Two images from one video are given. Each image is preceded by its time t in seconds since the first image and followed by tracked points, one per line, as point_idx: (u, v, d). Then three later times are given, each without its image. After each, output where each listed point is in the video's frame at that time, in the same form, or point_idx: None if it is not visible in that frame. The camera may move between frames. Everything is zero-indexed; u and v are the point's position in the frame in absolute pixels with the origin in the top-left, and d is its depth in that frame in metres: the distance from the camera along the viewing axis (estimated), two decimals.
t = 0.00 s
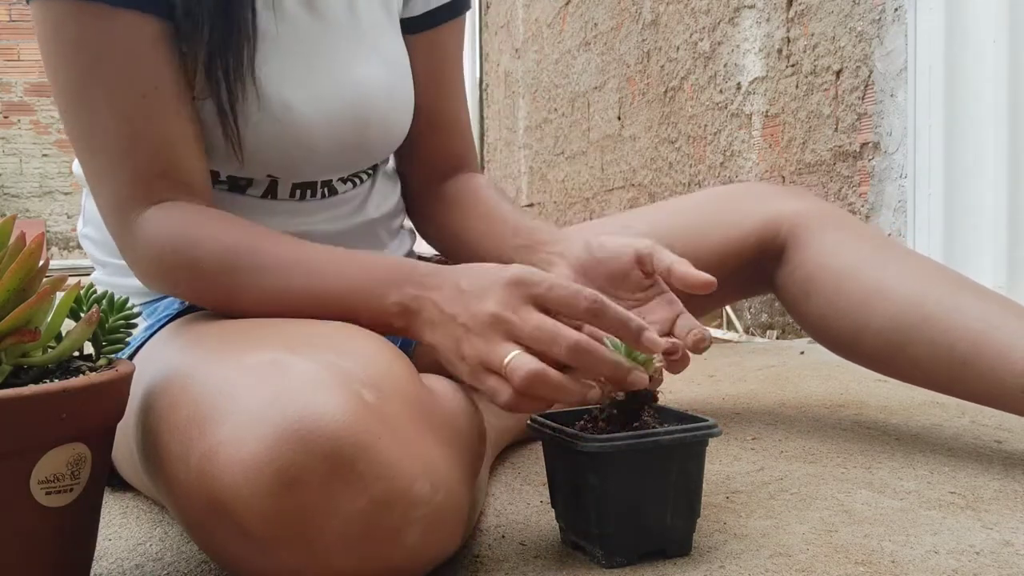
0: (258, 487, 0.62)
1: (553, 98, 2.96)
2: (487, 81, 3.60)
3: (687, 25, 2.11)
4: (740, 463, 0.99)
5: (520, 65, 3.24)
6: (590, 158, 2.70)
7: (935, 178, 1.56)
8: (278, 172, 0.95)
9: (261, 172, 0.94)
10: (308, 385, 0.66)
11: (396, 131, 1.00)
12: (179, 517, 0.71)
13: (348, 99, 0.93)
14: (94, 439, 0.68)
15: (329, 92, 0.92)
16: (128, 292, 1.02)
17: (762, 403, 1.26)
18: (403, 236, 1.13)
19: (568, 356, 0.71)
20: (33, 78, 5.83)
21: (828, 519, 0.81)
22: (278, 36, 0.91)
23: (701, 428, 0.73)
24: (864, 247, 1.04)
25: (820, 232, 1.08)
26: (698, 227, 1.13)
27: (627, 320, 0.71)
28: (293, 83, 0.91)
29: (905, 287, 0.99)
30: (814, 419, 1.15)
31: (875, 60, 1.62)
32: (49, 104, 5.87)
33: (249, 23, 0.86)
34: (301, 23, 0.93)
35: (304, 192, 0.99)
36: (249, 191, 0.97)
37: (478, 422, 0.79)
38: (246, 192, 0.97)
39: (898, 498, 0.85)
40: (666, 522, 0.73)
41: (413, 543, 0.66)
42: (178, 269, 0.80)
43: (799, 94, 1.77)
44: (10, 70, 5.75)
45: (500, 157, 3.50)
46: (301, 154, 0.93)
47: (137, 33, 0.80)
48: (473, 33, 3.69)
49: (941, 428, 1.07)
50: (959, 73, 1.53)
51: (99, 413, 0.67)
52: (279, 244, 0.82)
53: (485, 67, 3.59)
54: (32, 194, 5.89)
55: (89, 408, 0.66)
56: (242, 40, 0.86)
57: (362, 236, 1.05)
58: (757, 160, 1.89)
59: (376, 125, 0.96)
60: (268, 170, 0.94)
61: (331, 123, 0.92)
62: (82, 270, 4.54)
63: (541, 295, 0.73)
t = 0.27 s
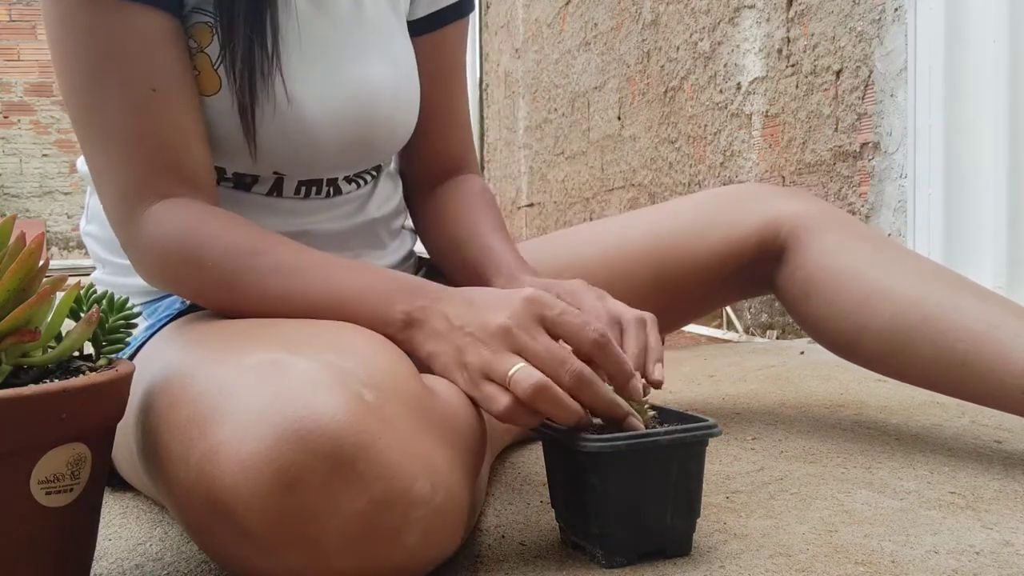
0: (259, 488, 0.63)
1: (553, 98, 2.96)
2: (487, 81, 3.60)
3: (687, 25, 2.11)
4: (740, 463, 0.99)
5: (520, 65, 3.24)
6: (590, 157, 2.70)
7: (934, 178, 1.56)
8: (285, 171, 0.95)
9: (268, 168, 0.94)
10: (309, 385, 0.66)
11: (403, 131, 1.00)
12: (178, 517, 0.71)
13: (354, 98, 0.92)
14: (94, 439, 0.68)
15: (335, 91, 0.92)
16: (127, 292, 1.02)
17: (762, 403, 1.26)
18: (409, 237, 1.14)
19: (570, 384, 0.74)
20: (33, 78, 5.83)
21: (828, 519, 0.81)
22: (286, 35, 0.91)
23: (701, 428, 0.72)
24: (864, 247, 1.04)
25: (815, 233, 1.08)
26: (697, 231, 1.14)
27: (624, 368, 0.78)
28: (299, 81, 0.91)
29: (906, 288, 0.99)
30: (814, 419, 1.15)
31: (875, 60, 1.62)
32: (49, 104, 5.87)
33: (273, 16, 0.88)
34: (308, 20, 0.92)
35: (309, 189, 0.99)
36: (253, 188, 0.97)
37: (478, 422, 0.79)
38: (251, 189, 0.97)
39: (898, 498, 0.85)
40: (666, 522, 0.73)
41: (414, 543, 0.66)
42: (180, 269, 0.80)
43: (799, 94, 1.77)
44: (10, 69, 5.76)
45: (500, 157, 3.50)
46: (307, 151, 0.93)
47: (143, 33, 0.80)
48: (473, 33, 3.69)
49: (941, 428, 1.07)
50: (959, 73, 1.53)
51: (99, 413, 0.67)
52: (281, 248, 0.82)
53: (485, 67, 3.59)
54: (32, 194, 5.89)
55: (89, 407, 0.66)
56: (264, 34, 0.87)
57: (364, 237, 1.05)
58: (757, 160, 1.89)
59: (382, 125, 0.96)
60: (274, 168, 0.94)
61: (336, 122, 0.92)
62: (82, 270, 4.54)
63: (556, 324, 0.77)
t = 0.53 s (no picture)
0: (259, 488, 0.63)
1: (553, 98, 2.96)
2: (487, 81, 3.60)
3: (687, 25, 2.11)
4: (740, 463, 0.99)
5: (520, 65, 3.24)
6: (590, 157, 2.70)
7: (935, 178, 1.56)
8: (285, 171, 0.95)
9: (268, 168, 0.94)
10: (308, 385, 0.66)
11: (403, 131, 1.00)
12: (178, 518, 0.71)
13: (353, 97, 0.92)
14: (93, 440, 0.68)
15: (336, 92, 0.92)
16: (127, 292, 1.02)
17: (762, 403, 1.26)
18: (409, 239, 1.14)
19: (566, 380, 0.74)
20: (32, 78, 5.83)
21: (828, 519, 0.81)
22: (287, 36, 0.91)
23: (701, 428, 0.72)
24: (864, 247, 1.04)
25: (815, 234, 1.08)
26: (697, 231, 1.14)
27: (614, 372, 0.78)
28: (299, 81, 0.91)
29: (905, 288, 0.99)
30: (814, 419, 1.15)
31: (875, 60, 1.62)
32: (49, 104, 5.87)
33: (275, 17, 0.88)
34: (308, 20, 0.93)
35: (309, 190, 0.99)
36: (255, 189, 0.97)
37: (478, 421, 0.79)
38: (251, 190, 0.97)
39: (898, 498, 0.85)
40: (666, 522, 0.73)
41: (414, 543, 0.66)
42: (178, 269, 0.80)
43: (799, 94, 1.77)
44: (10, 70, 5.76)
45: (500, 157, 3.50)
46: (307, 152, 0.93)
47: (143, 34, 0.80)
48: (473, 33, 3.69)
49: (941, 428, 1.07)
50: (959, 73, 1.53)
51: (99, 413, 0.67)
52: (281, 249, 0.82)
53: (485, 67, 3.59)
54: (32, 194, 5.89)
55: (89, 407, 0.66)
56: (264, 32, 0.87)
57: (364, 237, 1.05)
58: (757, 160, 1.89)
59: (382, 125, 0.96)
60: (274, 168, 0.94)
61: (336, 122, 0.92)
62: (82, 270, 4.54)
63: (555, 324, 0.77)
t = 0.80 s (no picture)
0: (259, 488, 0.63)
1: (553, 98, 2.96)
2: (487, 81, 3.61)
3: (687, 25, 2.11)
4: (740, 463, 0.99)
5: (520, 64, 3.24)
6: (590, 157, 2.70)
7: (935, 178, 1.56)
8: (286, 174, 0.95)
9: (268, 172, 0.94)
10: (309, 386, 0.66)
11: (404, 131, 1.00)
12: (179, 518, 0.71)
13: (354, 98, 0.92)
14: (94, 439, 0.68)
15: (337, 94, 0.92)
16: (128, 292, 1.02)
17: (762, 403, 1.26)
18: (410, 241, 1.14)
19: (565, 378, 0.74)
20: (32, 78, 5.83)
21: (828, 519, 0.81)
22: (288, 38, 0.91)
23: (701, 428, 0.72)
24: (864, 248, 1.04)
25: (816, 234, 1.07)
26: (697, 232, 1.14)
27: (610, 373, 0.79)
28: (301, 83, 0.91)
29: (905, 288, 0.99)
30: (814, 419, 1.15)
31: (875, 60, 1.62)
32: (49, 104, 5.87)
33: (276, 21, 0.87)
34: (310, 22, 0.92)
35: (311, 192, 0.99)
36: (256, 191, 0.97)
37: (478, 421, 0.79)
38: (253, 192, 0.97)
39: (898, 498, 0.85)
40: (667, 522, 0.73)
41: (414, 543, 0.66)
42: (177, 271, 0.80)
43: (799, 94, 1.77)
44: (10, 69, 5.76)
45: (500, 157, 3.51)
46: (308, 153, 0.93)
47: (143, 34, 0.80)
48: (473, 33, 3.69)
49: (941, 428, 1.07)
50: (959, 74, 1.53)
51: (99, 413, 0.67)
52: (281, 250, 0.82)
53: (485, 67, 3.59)
54: (32, 194, 5.89)
55: (89, 408, 0.66)
56: (268, 37, 0.87)
57: (364, 239, 1.05)
58: (757, 160, 1.89)
59: (383, 126, 0.96)
60: (275, 170, 0.94)
61: (337, 124, 0.92)
62: (82, 270, 4.54)
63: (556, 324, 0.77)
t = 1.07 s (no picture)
0: (260, 488, 0.63)
1: (553, 98, 2.96)
2: (487, 81, 3.61)
3: (687, 25, 2.11)
4: (740, 463, 0.99)
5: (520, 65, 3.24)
6: (590, 157, 2.70)
7: (935, 178, 1.56)
8: (287, 175, 0.95)
9: (269, 173, 0.94)
10: (309, 386, 0.66)
11: (406, 133, 1.00)
12: (179, 518, 0.71)
13: (356, 100, 0.92)
14: (94, 439, 0.68)
15: (340, 96, 0.92)
16: (129, 292, 1.02)
17: (762, 403, 1.26)
18: (411, 242, 1.14)
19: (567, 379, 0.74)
20: (32, 78, 5.83)
21: (827, 519, 0.81)
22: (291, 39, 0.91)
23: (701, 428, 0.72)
24: (864, 248, 1.04)
25: (817, 234, 1.07)
26: (697, 232, 1.14)
27: (610, 374, 0.79)
28: (304, 85, 0.91)
29: (906, 288, 0.99)
30: (815, 419, 1.15)
31: (875, 60, 1.62)
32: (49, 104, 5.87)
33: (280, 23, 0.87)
34: (313, 23, 0.92)
35: (313, 193, 0.99)
36: (258, 192, 0.97)
37: (478, 421, 0.79)
38: (255, 193, 0.97)
39: (898, 498, 0.85)
40: (666, 522, 0.73)
41: (414, 543, 0.66)
42: (178, 271, 0.80)
43: (799, 94, 1.77)
44: (10, 69, 5.76)
45: (500, 157, 3.51)
46: (310, 154, 0.93)
47: (144, 34, 0.80)
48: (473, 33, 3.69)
49: (941, 428, 1.07)
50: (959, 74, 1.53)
51: (99, 412, 0.67)
52: (281, 251, 0.82)
53: (485, 67, 3.59)
54: (32, 194, 5.89)
55: (89, 408, 0.66)
56: (271, 38, 0.87)
57: (364, 240, 1.05)
58: (757, 160, 1.89)
59: (384, 128, 0.96)
60: (276, 170, 0.94)
61: (338, 125, 0.92)
62: (82, 270, 4.54)
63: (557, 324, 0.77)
